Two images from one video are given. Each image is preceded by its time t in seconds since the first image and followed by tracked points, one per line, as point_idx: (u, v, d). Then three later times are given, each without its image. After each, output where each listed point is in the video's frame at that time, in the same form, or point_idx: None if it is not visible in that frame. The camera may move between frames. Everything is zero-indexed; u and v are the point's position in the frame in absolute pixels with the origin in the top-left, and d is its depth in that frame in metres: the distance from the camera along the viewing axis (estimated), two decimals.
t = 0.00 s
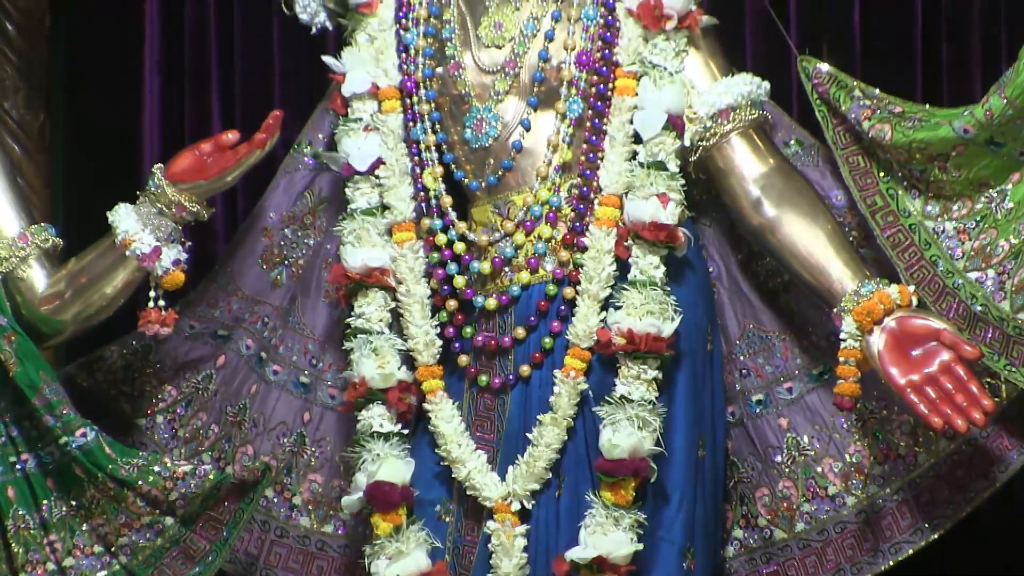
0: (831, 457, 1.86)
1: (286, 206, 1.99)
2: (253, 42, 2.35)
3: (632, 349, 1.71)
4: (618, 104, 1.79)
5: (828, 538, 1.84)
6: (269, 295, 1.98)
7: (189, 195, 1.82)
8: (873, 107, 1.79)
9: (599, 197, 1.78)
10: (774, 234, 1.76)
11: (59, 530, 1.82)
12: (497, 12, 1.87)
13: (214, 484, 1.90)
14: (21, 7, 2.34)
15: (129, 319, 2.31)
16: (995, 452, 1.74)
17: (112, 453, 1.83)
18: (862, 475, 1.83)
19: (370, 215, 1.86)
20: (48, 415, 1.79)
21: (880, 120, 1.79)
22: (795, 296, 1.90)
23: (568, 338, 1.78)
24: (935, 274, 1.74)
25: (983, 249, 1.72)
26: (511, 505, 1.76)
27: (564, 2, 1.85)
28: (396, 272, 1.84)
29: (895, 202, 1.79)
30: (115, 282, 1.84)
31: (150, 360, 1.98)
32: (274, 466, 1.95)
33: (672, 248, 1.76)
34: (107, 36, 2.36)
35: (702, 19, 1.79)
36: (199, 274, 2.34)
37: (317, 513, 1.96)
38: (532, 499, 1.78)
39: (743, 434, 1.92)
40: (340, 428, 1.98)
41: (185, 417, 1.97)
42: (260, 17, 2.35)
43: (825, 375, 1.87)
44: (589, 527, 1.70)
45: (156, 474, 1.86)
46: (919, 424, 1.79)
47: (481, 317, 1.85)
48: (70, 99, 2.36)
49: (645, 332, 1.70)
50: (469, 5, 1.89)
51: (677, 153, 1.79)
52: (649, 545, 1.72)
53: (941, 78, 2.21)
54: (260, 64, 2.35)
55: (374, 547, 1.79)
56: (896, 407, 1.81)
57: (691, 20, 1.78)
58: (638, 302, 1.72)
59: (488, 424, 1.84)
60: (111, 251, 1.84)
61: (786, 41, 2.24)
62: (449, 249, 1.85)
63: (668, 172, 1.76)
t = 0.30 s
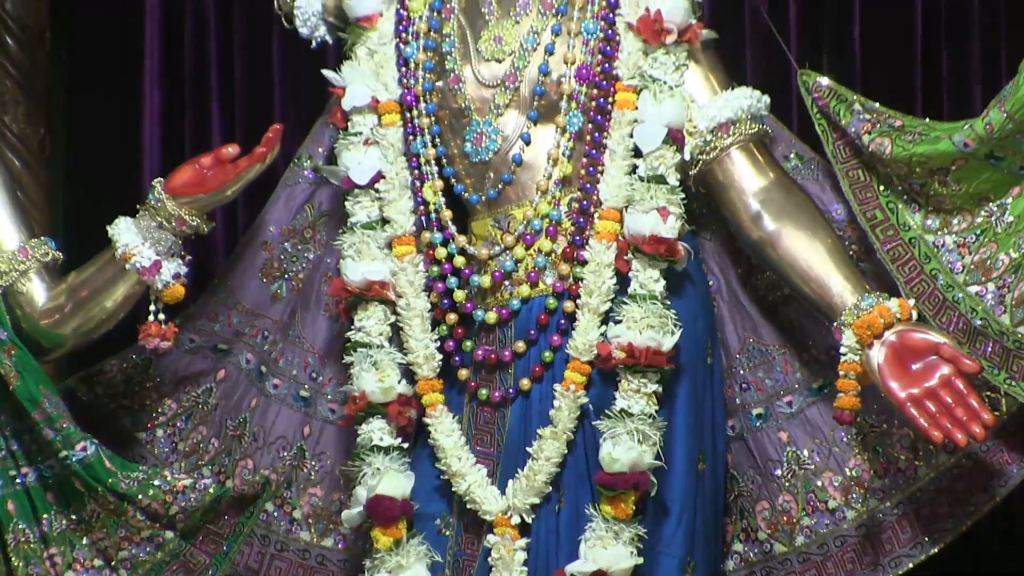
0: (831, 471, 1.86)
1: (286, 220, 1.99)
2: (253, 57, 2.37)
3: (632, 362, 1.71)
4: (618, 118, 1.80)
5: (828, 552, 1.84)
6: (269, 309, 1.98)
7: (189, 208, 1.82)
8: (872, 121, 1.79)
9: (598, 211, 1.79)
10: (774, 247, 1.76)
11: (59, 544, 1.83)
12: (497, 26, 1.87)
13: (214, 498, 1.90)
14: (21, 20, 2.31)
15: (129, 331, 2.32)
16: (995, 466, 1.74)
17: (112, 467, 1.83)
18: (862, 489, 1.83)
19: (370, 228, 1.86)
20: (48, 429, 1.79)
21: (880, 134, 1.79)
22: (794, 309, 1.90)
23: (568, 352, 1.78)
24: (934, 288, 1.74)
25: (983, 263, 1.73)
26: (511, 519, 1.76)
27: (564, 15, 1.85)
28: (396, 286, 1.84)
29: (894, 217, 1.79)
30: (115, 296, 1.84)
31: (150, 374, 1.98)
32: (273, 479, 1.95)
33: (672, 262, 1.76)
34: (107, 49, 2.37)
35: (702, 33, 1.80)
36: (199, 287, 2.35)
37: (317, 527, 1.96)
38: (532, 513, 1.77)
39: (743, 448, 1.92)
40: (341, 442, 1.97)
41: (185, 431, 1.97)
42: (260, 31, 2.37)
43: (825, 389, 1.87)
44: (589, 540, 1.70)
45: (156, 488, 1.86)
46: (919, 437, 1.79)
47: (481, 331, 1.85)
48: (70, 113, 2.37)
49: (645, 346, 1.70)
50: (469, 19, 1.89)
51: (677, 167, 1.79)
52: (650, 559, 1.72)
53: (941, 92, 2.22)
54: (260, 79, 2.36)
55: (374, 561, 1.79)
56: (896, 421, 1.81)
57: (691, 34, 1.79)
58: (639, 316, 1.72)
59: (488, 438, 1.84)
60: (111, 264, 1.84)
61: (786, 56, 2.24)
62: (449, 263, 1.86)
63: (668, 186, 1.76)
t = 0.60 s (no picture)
0: (831, 485, 1.85)
1: (286, 233, 1.99)
2: (253, 70, 2.38)
3: (632, 375, 1.71)
4: (618, 131, 1.80)
5: (828, 565, 1.84)
6: (269, 322, 1.98)
7: (189, 222, 1.82)
8: (872, 135, 1.80)
9: (598, 225, 1.79)
10: (774, 261, 1.76)
11: (59, 557, 1.83)
12: (497, 40, 1.88)
13: (214, 511, 1.92)
14: (22, 34, 2.37)
15: (129, 345, 2.32)
16: (995, 480, 1.74)
17: (112, 480, 1.83)
18: (862, 503, 1.83)
19: (370, 242, 1.87)
20: (48, 442, 1.79)
21: (880, 147, 1.79)
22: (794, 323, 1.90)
23: (568, 365, 1.78)
24: (935, 302, 1.74)
25: (983, 277, 1.73)
26: (511, 533, 1.76)
27: (564, 29, 1.85)
28: (396, 299, 1.84)
29: (894, 230, 1.80)
30: (116, 310, 1.84)
31: (150, 387, 1.98)
32: (273, 493, 1.95)
33: (673, 276, 1.76)
34: (107, 60, 2.36)
35: (701, 47, 1.81)
36: (199, 300, 2.36)
37: (317, 540, 1.95)
38: (533, 526, 1.77)
39: (743, 461, 1.92)
40: (341, 455, 1.97)
41: (185, 444, 1.97)
42: (260, 44, 2.38)
43: (825, 403, 1.87)
44: (589, 554, 1.70)
45: (156, 501, 1.86)
46: (919, 451, 1.78)
47: (481, 345, 1.86)
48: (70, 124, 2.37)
49: (645, 359, 1.70)
50: (469, 33, 1.90)
51: (677, 180, 1.80)
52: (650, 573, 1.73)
53: (942, 104, 2.22)
54: (260, 92, 2.38)
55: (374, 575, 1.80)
56: (896, 434, 1.81)
57: (690, 48, 1.79)
58: (639, 329, 1.72)
59: (488, 451, 1.84)
60: (110, 278, 1.84)
61: (786, 72, 2.24)
62: (448, 277, 1.86)
63: (668, 200, 1.77)
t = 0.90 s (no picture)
0: (830, 499, 1.85)
1: (286, 247, 2.00)
2: (253, 88, 2.39)
3: (632, 391, 1.71)
4: (618, 146, 1.80)
5: None
6: (269, 336, 1.98)
7: (189, 236, 1.83)
8: (872, 149, 1.80)
9: (599, 239, 1.80)
10: (774, 276, 1.76)
11: (59, 571, 1.83)
12: (497, 54, 1.89)
13: (213, 526, 1.92)
14: (22, 49, 2.31)
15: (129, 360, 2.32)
16: (995, 494, 1.74)
17: (112, 495, 1.83)
18: (862, 517, 1.83)
19: (370, 256, 1.87)
20: (48, 457, 1.79)
21: (880, 161, 1.79)
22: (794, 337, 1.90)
23: (568, 379, 1.78)
24: (934, 316, 1.74)
25: (983, 291, 1.73)
26: (511, 547, 1.76)
27: (564, 44, 1.86)
28: (396, 313, 1.84)
29: (894, 244, 1.80)
30: (115, 324, 1.85)
31: (150, 402, 1.98)
32: (273, 507, 1.95)
33: (673, 290, 1.77)
34: (107, 79, 2.37)
35: (702, 61, 1.80)
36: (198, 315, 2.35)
37: (317, 554, 1.95)
38: (533, 540, 1.78)
39: (743, 476, 1.91)
40: (340, 469, 1.97)
41: (185, 458, 1.97)
42: (260, 61, 2.40)
43: (825, 417, 1.87)
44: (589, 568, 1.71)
45: (156, 515, 1.86)
46: (919, 466, 1.78)
47: (481, 359, 1.86)
48: (71, 144, 2.37)
49: (645, 373, 1.70)
50: (469, 48, 1.91)
51: (677, 194, 1.80)
52: None
53: (941, 117, 2.23)
54: (260, 109, 2.39)
55: None
56: (896, 448, 1.81)
57: (691, 62, 1.80)
58: (638, 343, 1.73)
59: (488, 466, 1.84)
60: (110, 292, 1.85)
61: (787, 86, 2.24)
62: (448, 291, 1.85)
63: (668, 214, 1.76)
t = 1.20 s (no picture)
0: (830, 511, 1.85)
1: (285, 259, 2.00)
2: (253, 96, 2.40)
3: (632, 402, 1.72)
4: (618, 158, 1.81)
5: None
6: (269, 348, 1.99)
7: (191, 248, 1.83)
8: (872, 161, 1.80)
9: (599, 250, 1.80)
10: (774, 287, 1.77)
11: None
12: (497, 66, 1.89)
13: (213, 537, 1.91)
14: (22, 61, 2.35)
15: (129, 374, 2.32)
16: (995, 506, 1.74)
17: (112, 506, 1.83)
18: (862, 529, 1.83)
19: (370, 268, 1.87)
20: (48, 468, 1.79)
21: (880, 174, 1.79)
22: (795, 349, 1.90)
23: (568, 392, 1.78)
24: (934, 328, 1.74)
25: (983, 302, 1.73)
26: (511, 558, 1.76)
27: (564, 56, 1.86)
28: (396, 325, 1.84)
29: (894, 256, 1.80)
30: (115, 336, 1.85)
31: (150, 413, 1.98)
32: (273, 519, 1.95)
33: (672, 302, 1.77)
34: (107, 86, 2.38)
35: (702, 74, 1.80)
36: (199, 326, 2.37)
37: (317, 566, 1.95)
38: (533, 552, 1.78)
39: (743, 488, 1.91)
40: (340, 481, 1.98)
41: (185, 470, 1.97)
42: (260, 70, 2.40)
43: (825, 429, 1.86)
44: None
45: (156, 527, 1.85)
46: (919, 478, 1.78)
47: (481, 370, 1.86)
48: (70, 152, 2.38)
49: (645, 385, 1.71)
50: (469, 59, 1.91)
51: (677, 206, 1.80)
52: None
53: (941, 128, 2.23)
54: (260, 123, 2.39)
55: None
56: (896, 461, 1.80)
57: (691, 74, 1.79)
58: (639, 354, 1.73)
59: (488, 477, 1.84)
60: (111, 304, 1.85)
61: (787, 98, 2.24)
62: (448, 303, 1.86)
63: (668, 226, 1.77)
